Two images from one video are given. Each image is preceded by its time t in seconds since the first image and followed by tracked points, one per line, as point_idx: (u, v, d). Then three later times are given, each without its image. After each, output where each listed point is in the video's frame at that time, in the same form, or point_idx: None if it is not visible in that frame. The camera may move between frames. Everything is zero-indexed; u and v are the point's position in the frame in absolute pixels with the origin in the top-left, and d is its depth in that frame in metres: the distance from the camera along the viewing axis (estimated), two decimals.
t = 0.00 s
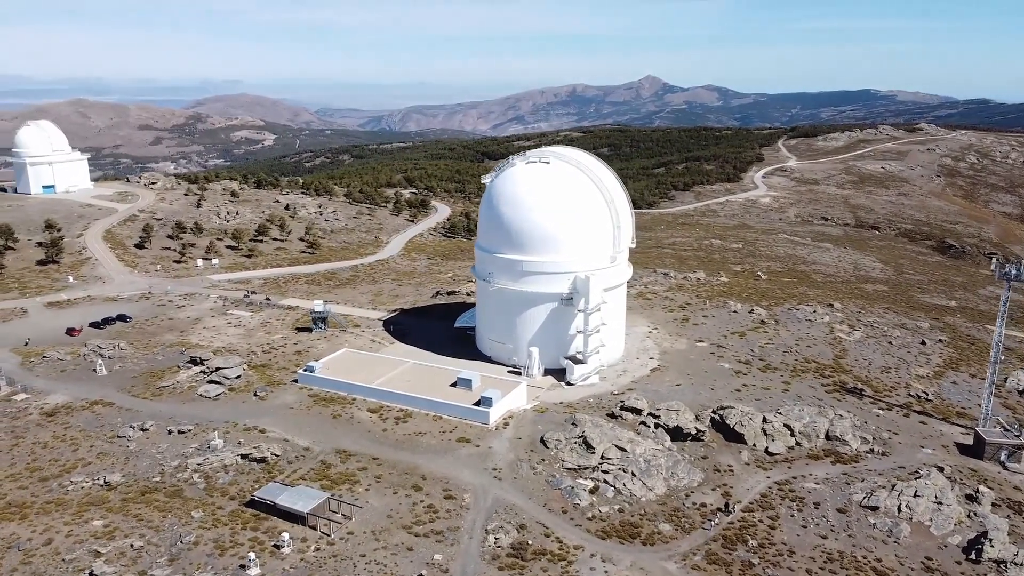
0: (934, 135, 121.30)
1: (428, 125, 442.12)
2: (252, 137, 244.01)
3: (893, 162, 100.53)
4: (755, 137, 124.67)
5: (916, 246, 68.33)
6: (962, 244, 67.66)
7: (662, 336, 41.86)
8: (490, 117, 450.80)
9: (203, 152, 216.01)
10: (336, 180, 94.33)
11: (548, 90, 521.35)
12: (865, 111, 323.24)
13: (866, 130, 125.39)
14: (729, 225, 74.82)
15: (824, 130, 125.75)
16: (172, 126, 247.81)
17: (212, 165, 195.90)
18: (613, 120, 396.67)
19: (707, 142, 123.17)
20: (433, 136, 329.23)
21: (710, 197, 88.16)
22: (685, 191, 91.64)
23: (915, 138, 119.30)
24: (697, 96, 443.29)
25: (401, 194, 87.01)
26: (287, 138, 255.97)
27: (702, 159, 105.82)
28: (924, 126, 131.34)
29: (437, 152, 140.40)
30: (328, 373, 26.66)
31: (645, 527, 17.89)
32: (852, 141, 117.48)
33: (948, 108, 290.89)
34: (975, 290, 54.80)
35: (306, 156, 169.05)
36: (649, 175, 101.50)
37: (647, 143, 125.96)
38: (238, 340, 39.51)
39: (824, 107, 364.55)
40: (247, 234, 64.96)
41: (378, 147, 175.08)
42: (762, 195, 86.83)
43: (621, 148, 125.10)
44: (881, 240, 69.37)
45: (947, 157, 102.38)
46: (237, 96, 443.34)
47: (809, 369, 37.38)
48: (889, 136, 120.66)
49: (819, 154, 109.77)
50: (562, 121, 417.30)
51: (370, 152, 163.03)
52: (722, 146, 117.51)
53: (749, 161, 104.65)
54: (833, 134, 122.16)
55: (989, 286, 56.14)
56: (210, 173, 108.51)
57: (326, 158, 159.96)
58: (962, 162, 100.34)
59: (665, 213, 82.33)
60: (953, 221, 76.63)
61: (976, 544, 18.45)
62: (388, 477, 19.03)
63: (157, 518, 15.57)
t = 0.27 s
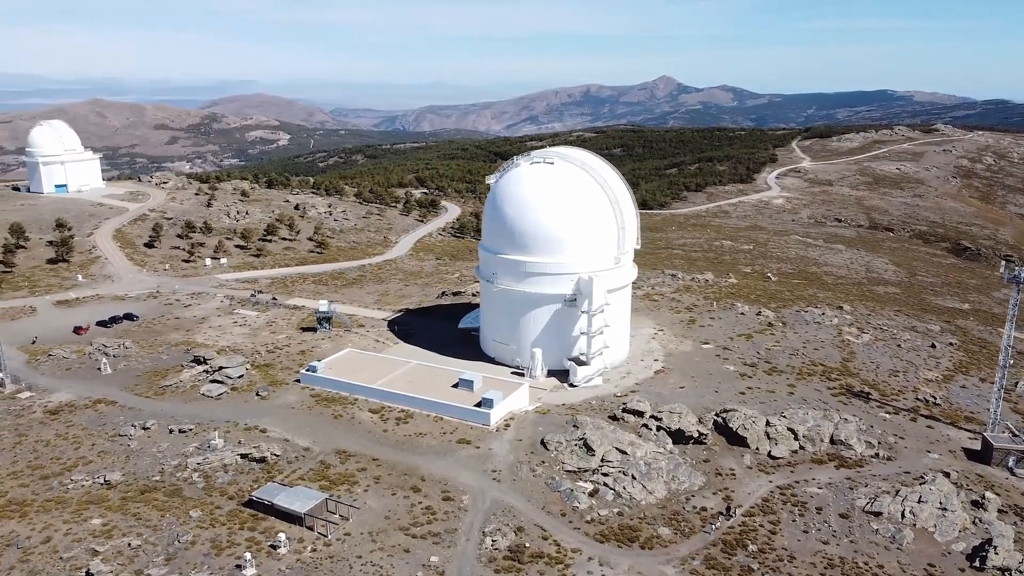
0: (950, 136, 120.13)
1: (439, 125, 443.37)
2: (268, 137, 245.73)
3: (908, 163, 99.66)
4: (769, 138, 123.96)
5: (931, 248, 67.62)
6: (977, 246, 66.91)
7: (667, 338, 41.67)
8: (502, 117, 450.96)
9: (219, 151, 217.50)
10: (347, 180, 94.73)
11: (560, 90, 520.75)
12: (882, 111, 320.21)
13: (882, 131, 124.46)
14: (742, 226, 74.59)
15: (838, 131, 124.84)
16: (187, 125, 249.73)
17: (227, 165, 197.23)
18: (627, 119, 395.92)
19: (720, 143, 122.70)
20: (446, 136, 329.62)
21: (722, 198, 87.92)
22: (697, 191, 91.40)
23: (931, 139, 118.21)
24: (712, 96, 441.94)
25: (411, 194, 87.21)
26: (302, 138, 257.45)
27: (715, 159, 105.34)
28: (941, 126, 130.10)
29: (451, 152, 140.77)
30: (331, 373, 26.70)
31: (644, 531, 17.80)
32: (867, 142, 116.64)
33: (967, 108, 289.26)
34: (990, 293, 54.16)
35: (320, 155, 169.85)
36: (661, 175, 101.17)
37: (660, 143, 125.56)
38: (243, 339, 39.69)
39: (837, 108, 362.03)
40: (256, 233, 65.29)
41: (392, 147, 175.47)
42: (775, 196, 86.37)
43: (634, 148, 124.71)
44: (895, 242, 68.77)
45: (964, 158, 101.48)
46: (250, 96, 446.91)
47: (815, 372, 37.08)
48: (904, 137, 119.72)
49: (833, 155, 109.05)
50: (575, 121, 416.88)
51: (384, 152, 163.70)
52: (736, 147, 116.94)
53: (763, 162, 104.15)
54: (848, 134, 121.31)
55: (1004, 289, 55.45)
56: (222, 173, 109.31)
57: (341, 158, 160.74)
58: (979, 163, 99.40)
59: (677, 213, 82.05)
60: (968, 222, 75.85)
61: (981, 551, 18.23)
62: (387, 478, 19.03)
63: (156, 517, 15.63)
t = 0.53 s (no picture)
0: (966, 137, 118.88)
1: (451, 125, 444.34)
2: (282, 135, 247.13)
3: (924, 164, 98.77)
4: (782, 138, 123.28)
5: (946, 250, 66.90)
6: (993, 248, 66.11)
7: (672, 340, 41.46)
8: (513, 118, 451.00)
9: (233, 150, 218.85)
10: (358, 180, 95.09)
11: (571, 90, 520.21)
12: (898, 112, 317.21)
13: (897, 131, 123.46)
14: (754, 227, 74.29)
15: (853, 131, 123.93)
16: (201, 124, 251.58)
17: (241, 164, 198.41)
18: (640, 120, 394.67)
19: (733, 143, 122.15)
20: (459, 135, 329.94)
21: (735, 198, 87.61)
22: (709, 192, 91.15)
23: (947, 140, 117.13)
24: (726, 96, 439.91)
25: (421, 194, 87.34)
26: (316, 137, 258.70)
27: (728, 160, 104.85)
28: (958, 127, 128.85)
29: (464, 151, 141.03)
30: (333, 373, 26.74)
31: (643, 534, 17.71)
32: (882, 143, 115.76)
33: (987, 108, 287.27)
34: (1005, 295, 53.48)
35: (334, 155, 170.58)
36: (673, 175, 100.84)
37: (673, 143, 125.19)
38: (247, 339, 39.85)
39: (852, 108, 359.17)
40: (265, 233, 65.58)
41: (404, 147, 175.83)
42: (787, 197, 85.88)
43: (646, 148, 124.35)
44: (909, 244, 68.15)
45: (981, 159, 100.59)
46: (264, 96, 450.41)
47: (822, 375, 36.76)
48: (920, 138, 118.65)
49: (848, 155, 108.26)
50: (587, 121, 415.90)
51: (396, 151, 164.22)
52: (748, 147, 116.40)
53: (777, 162, 103.59)
54: (862, 135, 120.36)
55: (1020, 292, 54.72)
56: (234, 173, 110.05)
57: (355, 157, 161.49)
58: (996, 164, 98.38)
59: (688, 214, 81.78)
60: (984, 224, 75.06)
61: (984, 558, 18.00)
62: (385, 478, 19.02)
63: (154, 516, 15.68)
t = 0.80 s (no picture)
0: (984, 138, 117.69)
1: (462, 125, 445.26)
2: (296, 135, 248.55)
3: (940, 165, 97.92)
4: (796, 139, 122.64)
5: (961, 252, 66.20)
6: (1008, 250, 65.34)
7: (678, 342, 41.26)
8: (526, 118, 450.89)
9: (247, 150, 220.19)
10: (369, 180, 95.43)
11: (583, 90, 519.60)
12: (914, 113, 314.01)
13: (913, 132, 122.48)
14: (766, 228, 74.00)
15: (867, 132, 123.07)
16: (215, 124, 253.32)
17: (255, 164, 199.55)
18: (655, 120, 393.77)
19: (746, 144, 121.66)
20: (473, 135, 329.85)
21: (747, 199, 87.32)
22: (722, 193, 90.94)
23: (963, 141, 115.97)
24: (742, 96, 438.65)
25: (431, 194, 87.53)
26: (331, 136, 259.87)
27: (741, 160, 104.46)
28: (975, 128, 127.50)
29: (477, 151, 141.31)
30: (335, 373, 26.76)
31: (641, 538, 17.62)
32: (897, 143, 114.87)
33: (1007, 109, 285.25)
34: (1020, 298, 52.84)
35: (347, 155, 171.32)
36: (686, 176, 100.49)
37: (686, 143, 124.75)
38: (252, 338, 40.02)
39: (867, 109, 356.28)
40: (274, 232, 65.90)
41: (417, 147, 176.32)
42: (800, 198, 85.40)
43: (659, 148, 123.99)
44: (923, 245, 67.56)
45: (998, 160, 99.81)
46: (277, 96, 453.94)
47: (828, 378, 36.46)
48: (937, 139, 117.58)
49: (862, 156, 107.51)
50: (601, 121, 415.28)
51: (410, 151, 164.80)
52: (762, 148, 115.90)
53: (790, 163, 103.09)
54: (877, 135, 119.46)
55: None
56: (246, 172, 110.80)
57: (369, 157, 162.25)
58: (1013, 166, 97.37)
59: (699, 215, 81.47)
60: (1000, 226, 74.27)
61: (987, 565, 17.77)
62: (384, 479, 19.01)
63: (152, 515, 15.75)
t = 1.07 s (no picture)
0: (1001, 139, 116.39)
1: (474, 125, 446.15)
2: (311, 134, 249.80)
3: (956, 166, 96.96)
4: (810, 140, 121.84)
5: (975, 254, 65.48)
6: None
7: (683, 343, 41.06)
8: (537, 118, 450.73)
9: (260, 149, 221.40)
10: (379, 180, 95.72)
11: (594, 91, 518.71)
12: (930, 113, 310.69)
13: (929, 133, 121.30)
14: (779, 229, 73.57)
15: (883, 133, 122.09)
16: (229, 123, 254.89)
17: (268, 164, 200.64)
18: (668, 121, 392.38)
19: (760, 144, 121.02)
20: (485, 135, 330.07)
21: (759, 200, 86.94)
22: (734, 194, 90.57)
23: (980, 142, 114.72)
24: (757, 96, 437.26)
25: (441, 194, 87.62)
26: (345, 135, 260.87)
27: (754, 161, 103.93)
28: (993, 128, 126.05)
29: (489, 151, 141.44)
30: (337, 373, 26.81)
31: (639, 541, 17.54)
32: (913, 144, 113.89)
33: None
34: None
35: (359, 155, 171.96)
36: (698, 176, 100.07)
37: (699, 143, 124.22)
38: (257, 337, 40.20)
39: (881, 110, 353.17)
40: (283, 232, 66.19)
41: (429, 146, 176.55)
42: (814, 199, 84.86)
43: (671, 148, 123.60)
44: (937, 247, 66.89)
45: (1015, 162, 98.75)
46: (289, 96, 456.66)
47: (834, 381, 36.15)
48: (953, 139, 116.41)
49: (877, 157, 106.63)
50: (613, 121, 414.31)
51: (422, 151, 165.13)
52: (776, 148, 115.28)
53: (803, 164, 102.45)
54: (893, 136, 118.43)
55: None
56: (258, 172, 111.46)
57: (382, 156, 162.77)
58: None
59: (710, 216, 81.10)
60: (1016, 228, 73.44)
61: (991, 573, 17.55)
62: (382, 480, 19.03)
63: (150, 513, 15.84)
